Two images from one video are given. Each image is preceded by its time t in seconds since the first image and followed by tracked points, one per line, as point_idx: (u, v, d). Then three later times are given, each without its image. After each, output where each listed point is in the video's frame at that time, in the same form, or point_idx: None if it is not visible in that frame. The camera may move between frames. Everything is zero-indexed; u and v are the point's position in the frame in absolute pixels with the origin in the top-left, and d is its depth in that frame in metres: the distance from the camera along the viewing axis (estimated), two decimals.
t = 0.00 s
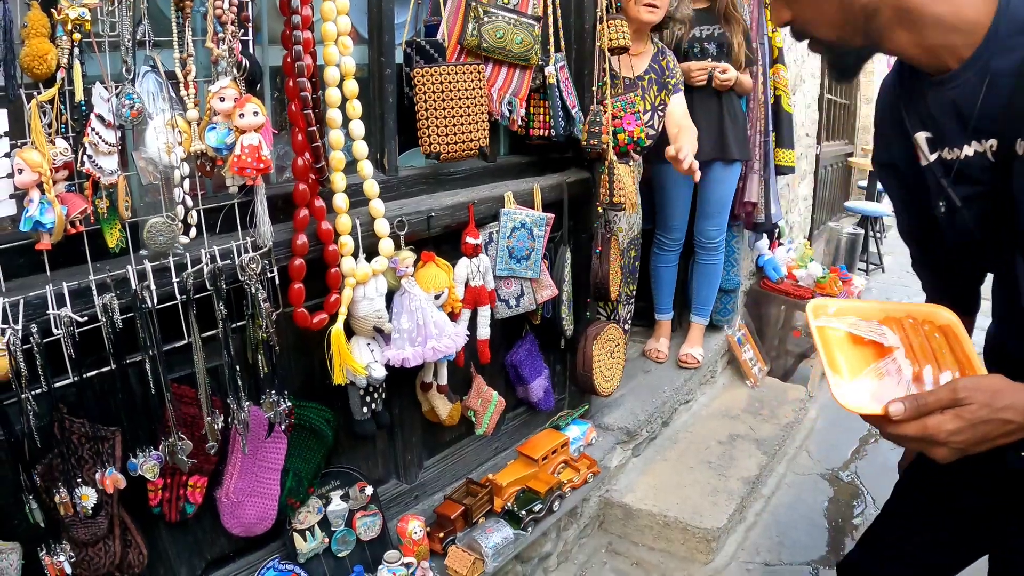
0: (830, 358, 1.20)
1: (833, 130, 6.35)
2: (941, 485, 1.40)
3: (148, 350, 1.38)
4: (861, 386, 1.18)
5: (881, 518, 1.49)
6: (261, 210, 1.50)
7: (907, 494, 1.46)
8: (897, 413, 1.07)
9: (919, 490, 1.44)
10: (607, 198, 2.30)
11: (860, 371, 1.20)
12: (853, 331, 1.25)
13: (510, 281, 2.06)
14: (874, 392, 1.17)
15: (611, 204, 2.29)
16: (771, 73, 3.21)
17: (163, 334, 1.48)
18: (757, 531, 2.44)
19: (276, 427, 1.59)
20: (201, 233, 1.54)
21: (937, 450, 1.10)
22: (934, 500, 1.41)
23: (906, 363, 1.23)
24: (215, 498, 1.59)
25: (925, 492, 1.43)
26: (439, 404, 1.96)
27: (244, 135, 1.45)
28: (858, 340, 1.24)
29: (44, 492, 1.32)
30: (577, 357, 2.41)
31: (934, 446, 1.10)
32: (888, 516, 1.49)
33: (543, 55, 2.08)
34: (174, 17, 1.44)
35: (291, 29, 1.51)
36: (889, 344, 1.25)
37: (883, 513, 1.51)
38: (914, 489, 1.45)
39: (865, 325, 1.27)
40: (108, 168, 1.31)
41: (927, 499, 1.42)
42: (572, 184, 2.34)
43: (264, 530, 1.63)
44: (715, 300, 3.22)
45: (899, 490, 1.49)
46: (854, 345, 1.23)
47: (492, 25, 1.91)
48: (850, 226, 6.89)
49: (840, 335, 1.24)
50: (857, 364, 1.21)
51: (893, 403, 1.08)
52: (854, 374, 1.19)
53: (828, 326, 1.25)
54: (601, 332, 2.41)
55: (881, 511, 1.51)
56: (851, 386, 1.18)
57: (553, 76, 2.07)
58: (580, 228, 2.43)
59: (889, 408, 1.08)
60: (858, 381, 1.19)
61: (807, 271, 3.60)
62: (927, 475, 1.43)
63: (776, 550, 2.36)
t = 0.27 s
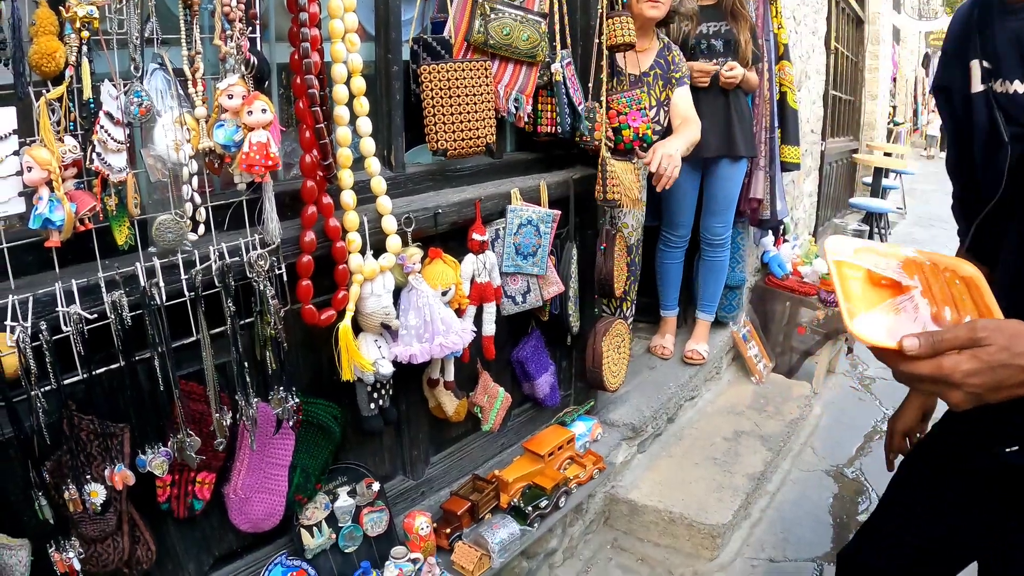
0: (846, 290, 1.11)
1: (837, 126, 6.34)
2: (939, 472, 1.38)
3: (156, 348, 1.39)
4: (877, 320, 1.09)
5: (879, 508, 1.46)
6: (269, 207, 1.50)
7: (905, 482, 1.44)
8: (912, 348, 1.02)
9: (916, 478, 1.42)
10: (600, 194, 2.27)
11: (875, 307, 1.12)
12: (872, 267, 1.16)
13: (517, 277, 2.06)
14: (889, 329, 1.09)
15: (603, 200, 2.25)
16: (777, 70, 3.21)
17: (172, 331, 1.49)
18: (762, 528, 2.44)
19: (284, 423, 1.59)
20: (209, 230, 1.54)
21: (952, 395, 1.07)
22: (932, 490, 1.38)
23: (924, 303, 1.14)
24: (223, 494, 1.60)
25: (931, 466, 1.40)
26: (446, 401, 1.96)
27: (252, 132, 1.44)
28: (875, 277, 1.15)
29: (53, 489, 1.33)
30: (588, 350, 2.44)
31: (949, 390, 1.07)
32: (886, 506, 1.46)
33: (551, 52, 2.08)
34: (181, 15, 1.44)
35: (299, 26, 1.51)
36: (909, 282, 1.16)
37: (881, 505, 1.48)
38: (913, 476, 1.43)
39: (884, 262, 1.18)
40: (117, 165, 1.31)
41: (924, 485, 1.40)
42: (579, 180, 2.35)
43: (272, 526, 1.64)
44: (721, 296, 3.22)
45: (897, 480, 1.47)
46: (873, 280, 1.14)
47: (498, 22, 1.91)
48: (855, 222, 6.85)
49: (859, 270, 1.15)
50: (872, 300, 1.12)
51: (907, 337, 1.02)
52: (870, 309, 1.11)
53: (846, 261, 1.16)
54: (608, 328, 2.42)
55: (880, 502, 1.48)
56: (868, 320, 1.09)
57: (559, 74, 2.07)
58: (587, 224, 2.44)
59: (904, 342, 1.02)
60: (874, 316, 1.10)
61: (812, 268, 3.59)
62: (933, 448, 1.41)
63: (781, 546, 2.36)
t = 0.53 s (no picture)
0: (856, 242, 1.09)
1: (841, 121, 6.32)
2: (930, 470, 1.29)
3: (163, 342, 1.39)
4: (886, 273, 1.06)
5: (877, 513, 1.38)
6: (274, 202, 1.51)
7: (899, 484, 1.35)
8: (917, 302, 1.02)
9: (910, 480, 1.33)
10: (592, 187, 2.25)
11: (886, 261, 1.09)
12: (887, 223, 1.13)
13: (521, 272, 2.06)
14: (898, 282, 1.06)
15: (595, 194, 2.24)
16: (781, 65, 3.20)
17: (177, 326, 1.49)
18: (766, 523, 2.45)
19: (289, 418, 1.60)
20: (214, 226, 1.54)
21: (953, 353, 1.07)
22: (928, 489, 1.30)
23: (938, 260, 1.10)
24: (229, 489, 1.60)
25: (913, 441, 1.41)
26: (450, 396, 1.97)
27: (258, 127, 1.45)
28: (891, 232, 1.12)
29: (60, 484, 1.33)
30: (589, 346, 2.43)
31: (952, 348, 1.07)
32: (885, 510, 1.38)
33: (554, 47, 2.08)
34: (187, 11, 1.44)
35: (304, 22, 1.52)
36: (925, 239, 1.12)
37: (877, 507, 1.40)
38: (905, 476, 1.35)
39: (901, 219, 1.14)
40: (123, 160, 1.32)
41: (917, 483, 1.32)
42: (582, 175, 2.34)
43: (277, 520, 1.64)
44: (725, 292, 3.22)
45: (890, 480, 1.38)
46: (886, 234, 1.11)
47: (503, 18, 1.91)
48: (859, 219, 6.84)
49: (873, 224, 1.12)
50: (884, 253, 1.09)
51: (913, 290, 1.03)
52: (880, 262, 1.08)
53: (861, 215, 1.13)
54: (612, 323, 2.43)
55: (875, 505, 1.40)
56: (875, 272, 1.07)
57: (559, 69, 2.06)
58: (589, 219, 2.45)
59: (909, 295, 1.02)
60: (883, 268, 1.07)
61: (816, 264, 3.59)
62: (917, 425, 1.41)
63: (785, 541, 2.36)
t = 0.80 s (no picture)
0: (863, 228, 1.09)
1: (843, 117, 6.31)
2: (926, 461, 1.30)
3: (164, 338, 1.39)
4: (893, 261, 1.06)
5: (875, 506, 1.39)
6: (275, 197, 1.51)
7: (896, 476, 1.36)
8: (925, 291, 1.02)
9: (906, 472, 1.34)
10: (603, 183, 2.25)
11: (894, 248, 1.08)
12: (896, 210, 1.12)
13: (523, 267, 2.06)
14: (905, 270, 1.06)
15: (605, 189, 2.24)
16: (782, 61, 3.19)
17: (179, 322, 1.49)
18: (767, 518, 2.45)
19: (291, 413, 1.60)
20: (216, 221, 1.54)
21: (961, 344, 1.07)
22: (924, 481, 1.31)
23: (946, 248, 1.10)
24: (231, 484, 1.61)
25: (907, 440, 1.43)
26: (452, 391, 1.97)
27: (259, 123, 1.45)
28: (899, 218, 1.12)
29: (62, 478, 1.34)
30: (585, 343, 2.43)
31: (960, 339, 1.07)
32: (883, 503, 1.39)
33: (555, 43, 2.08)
34: (188, 7, 1.44)
35: (305, 17, 1.52)
36: (933, 227, 1.11)
37: (875, 499, 1.42)
38: (901, 468, 1.36)
39: (910, 206, 1.14)
40: (124, 156, 1.32)
41: (914, 475, 1.33)
42: (583, 171, 2.34)
43: (279, 515, 1.64)
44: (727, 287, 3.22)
45: (886, 470, 1.39)
46: (895, 221, 1.10)
47: (503, 14, 1.91)
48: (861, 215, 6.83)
49: (882, 210, 1.11)
50: (892, 240, 1.09)
51: (922, 279, 1.03)
52: (887, 249, 1.07)
53: (870, 202, 1.12)
54: (613, 319, 2.43)
55: (872, 499, 1.41)
56: (883, 260, 1.06)
57: (560, 65, 2.05)
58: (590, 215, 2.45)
59: (917, 284, 1.03)
60: (890, 256, 1.07)
61: (818, 259, 3.58)
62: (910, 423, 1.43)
63: (786, 537, 2.37)
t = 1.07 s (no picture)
0: (869, 224, 1.10)
1: (842, 116, 6.32)
2: (922, 457, 1.31)
3: (164, 336, 1.40)
4: (898, 256, 1.07)
5: (871, 503, 1.40)
6: (274, 197, 1.52)
7: (892, 472, 1.37)
8: (932, 287, 1.02)
9: (902, 468, 1.34)
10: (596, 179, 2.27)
11: (898, 243, 1.09)
12: (900, 206, 1.14)
13: (521, 266, 2.07)
14: (911, 264, 1.07)
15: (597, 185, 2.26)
16: (780, 59, 3.20)
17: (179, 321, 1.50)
18: (767, 516, 2.46)
19: (290, 412, 1.61)
20: (217, 220, 1.55)
21: (966, 339, 1.07)
22: (919, 477, 1.32)
23: (950, 243, 1.11)
24: (230, 482, 1.61)
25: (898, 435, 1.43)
26: (451, 389, 1.98)
27: (258, 123, 1.46)
28: (903, 215, 1.13)
29: (63, 477, 1.35)
30: (583, 342, 2.43)
31: (966, 335, 1.07)
32: (879, 500, 1.39)
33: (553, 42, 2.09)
34: (187, 8, 1.45)
35: (303, 18, 1.53)
36: (938, 222, 1.13)
37: (870, 496, 1.42)
38: (897, 464, 1.36)
39: (914, 202, 1.15)
40: (124, 156, 1.32)
41: (910, 471, 1.33)
42: (581, 170, 2.35)
43: (279, 513, 1.65)
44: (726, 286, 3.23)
45: (881, 467, 1.39)
46: (899, 216, 1.12)
47: (501, 13, 1.92)
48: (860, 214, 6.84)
49: (885, 206, 1.13)
50: (897, 236, 1.10)
51: (929, 276, 1.03)
52: (893, 244, 1.09)
53: (873, 198, 1.15)
54: (611, 318, 2.44)
55: (868, 496, 1.42)
56: (888, 254, 1.07)
57: (558, 64, 2.06)
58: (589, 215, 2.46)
59: (924, 281, 1.02)
60: (896, 252, 1.08)
61: (817, 258, 3.59)
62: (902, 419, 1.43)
63: (785, 535, 2.37)
